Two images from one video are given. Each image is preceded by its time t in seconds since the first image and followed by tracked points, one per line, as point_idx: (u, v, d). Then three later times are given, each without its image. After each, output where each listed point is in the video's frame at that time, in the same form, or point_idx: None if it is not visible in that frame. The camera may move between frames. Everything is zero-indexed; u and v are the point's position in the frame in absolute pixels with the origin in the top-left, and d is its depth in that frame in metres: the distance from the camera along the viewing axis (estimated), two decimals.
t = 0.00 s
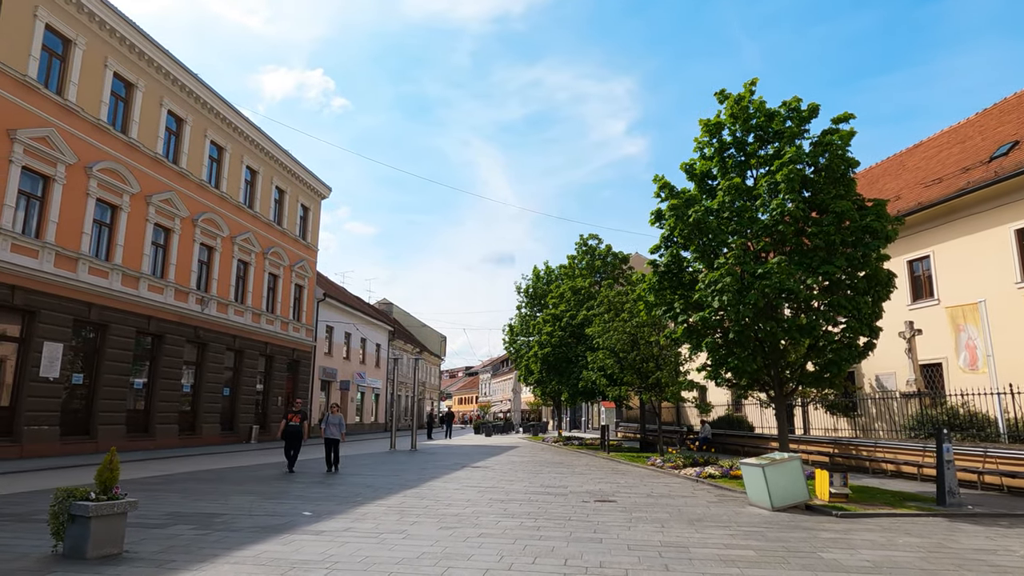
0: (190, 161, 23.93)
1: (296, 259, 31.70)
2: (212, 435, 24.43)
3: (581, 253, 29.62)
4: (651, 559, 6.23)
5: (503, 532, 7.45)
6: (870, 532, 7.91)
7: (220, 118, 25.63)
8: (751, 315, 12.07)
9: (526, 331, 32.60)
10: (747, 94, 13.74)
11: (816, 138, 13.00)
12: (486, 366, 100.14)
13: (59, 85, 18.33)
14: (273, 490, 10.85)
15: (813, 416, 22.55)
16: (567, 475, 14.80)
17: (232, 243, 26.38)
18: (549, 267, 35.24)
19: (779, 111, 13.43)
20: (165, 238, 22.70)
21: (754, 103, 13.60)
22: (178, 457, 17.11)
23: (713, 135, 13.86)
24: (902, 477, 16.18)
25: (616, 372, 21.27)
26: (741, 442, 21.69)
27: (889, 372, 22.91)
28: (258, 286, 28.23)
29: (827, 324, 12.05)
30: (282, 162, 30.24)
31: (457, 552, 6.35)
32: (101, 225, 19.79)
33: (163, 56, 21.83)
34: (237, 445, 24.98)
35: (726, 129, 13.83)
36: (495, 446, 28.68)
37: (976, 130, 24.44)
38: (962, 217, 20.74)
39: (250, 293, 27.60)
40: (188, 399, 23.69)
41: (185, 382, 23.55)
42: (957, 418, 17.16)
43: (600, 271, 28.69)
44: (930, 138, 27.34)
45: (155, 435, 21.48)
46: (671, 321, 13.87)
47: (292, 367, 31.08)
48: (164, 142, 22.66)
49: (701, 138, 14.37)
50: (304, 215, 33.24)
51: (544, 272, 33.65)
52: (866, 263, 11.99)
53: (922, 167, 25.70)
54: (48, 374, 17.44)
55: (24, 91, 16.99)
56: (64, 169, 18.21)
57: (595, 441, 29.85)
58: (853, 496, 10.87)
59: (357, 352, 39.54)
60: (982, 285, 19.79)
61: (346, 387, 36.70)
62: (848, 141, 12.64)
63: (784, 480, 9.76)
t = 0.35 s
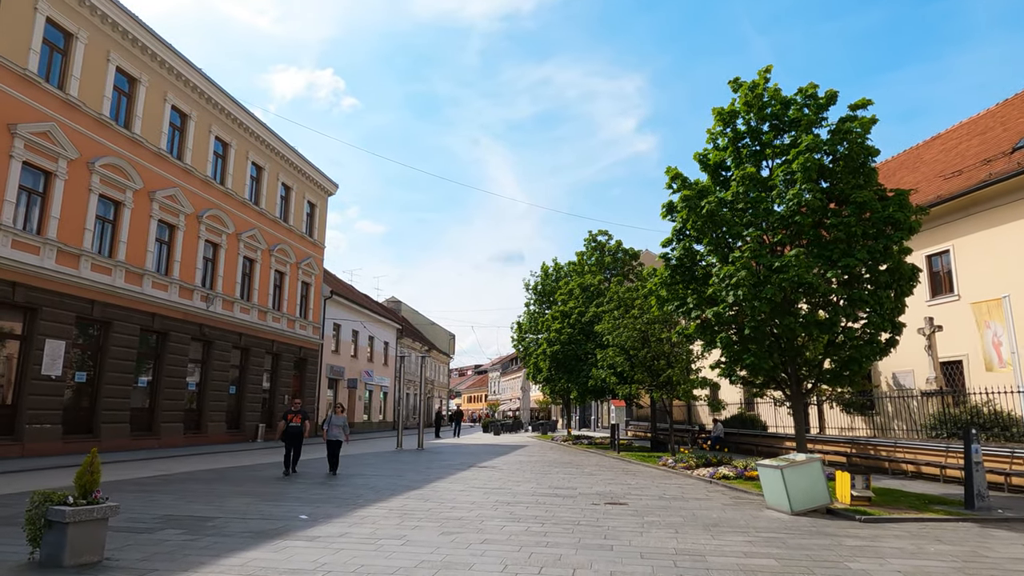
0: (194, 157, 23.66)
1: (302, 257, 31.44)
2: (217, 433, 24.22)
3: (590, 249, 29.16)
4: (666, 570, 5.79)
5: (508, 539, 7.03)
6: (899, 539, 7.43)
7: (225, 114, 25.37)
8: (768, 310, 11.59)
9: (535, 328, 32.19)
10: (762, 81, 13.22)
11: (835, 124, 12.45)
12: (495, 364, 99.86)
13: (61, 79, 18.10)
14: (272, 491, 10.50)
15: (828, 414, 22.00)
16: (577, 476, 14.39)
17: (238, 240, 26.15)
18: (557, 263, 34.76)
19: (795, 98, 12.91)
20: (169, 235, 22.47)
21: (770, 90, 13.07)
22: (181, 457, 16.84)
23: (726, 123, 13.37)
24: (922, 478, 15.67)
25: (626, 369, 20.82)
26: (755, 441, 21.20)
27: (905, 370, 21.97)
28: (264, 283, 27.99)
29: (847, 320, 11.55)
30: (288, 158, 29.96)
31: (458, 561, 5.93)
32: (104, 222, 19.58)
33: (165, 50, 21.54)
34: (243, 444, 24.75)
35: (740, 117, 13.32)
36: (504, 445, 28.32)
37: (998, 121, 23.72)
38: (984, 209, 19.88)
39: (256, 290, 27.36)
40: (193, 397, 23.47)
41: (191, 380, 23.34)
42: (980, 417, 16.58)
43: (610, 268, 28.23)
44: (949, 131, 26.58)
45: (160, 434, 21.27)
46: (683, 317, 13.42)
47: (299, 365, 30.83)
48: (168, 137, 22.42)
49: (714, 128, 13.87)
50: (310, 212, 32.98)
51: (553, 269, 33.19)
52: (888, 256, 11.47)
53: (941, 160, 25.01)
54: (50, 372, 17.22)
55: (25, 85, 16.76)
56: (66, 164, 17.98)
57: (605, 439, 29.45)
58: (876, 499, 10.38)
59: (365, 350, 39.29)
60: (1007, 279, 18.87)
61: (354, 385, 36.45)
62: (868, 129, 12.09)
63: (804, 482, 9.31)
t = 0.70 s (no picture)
0: (201, 153, 23.46)
1: (311, 254, 31.22)
2: (226, 432, 24.02)
3: (602, 245, 28.70)
4: None
5: (519, 543, 6.64)
6: (937, 544, 6.96)
7: (232, 110, 25.14)
8: (789, 302, 11.13)
9: (546, 326, 31.78)
10: (782, 65, 12.73)
11: (858, 109, 11.93)
12: (506, 363, 99.53)
13: (65, 74, 17.90)
14: (275, 491, 10.16)
15: (847, 413, 21.43)
16: (590, 475, 13.98)
17: (246, 237, 25.95)
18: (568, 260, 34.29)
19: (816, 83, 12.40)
20: (176, 232, 22.28)
21: (790, 75, 12.57)
22: (188, 456, 16.59)
23: (744, 110, 12.90)
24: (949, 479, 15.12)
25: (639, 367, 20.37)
26: (773, 440, 20.69)
27: (928, 367, 21.34)
28: (273, 281, 27.78)
29: (873, 313, 11.05)
30: (296, 155, 29.72)
31: (466, 568, 5.55)
32: (111, 218, 19.40)
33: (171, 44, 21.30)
34: (252, 443, 24.54)
35: (758, 104, 12.84)
36: (515, 444, 27.96)
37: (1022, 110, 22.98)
38: (1009, 201, 19.16)
39: (265, 288, 27.15)
40: (201, 396, 23.29)
41: (199, 378, 23.15)
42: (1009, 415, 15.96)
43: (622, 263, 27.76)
44: (970, 122, 25.86)
45: (167, 433, 21.09)
46: (700, 311, 12.97)
47: (308, 363, 30.61)
48: (175, 133, 22.22)
49: (731, 115, 13.39)
50: (319, 209, 32.74)
51: (564, 265, 32.75)
52: (916, 246, 10.96)
53: (962, 151, 24.32)
54: (56, 370, 17.03)
55: (29, 79, 16.56)
56: (71, 160, 17.79)
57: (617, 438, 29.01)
58: (906, 501, 9.89)
59: (374, 348, 39.05)
60: None
61: (364, 384, 36.24)
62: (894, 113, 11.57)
63: (830, 483, 8.84)
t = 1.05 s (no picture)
0: (208, 150, 23.22)
1: (320, 252, 30.98)
2: (233, 431, 23.80)
3: (613, 241, 28.24)
4: None
5: (529, 551, 6.23)
6: (978, 554, 6.49)
7: (239, 106, 24.90)
8: (811, 297, 10.65)
9: (556, 324, 31.36)
10: (801, 51, 12.23)
11: (883, 95, 11.42)
12: (516, 361, 99.19)
13: (69, 69, 17.68)
14: (276, 494, 9.82)
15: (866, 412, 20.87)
16: (603, 477, 13.57)
17: (253, 234, 25.72)
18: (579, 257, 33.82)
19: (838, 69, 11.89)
20: (182, 229, 22.07)
21: (811, 61, 12.07)
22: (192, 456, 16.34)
23: (762, 98, 12.42)
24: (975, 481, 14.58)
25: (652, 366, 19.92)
26: (790, 439, 20.20)
27: (951, 365, 20.70)
28: (280, 279, 27.55)
29: (899, 308, 10.56)
30: (303, 152, 29.45)
31: None
32: (115, 215, 19.19)
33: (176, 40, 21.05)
34: (260, 442, 24.31)
35: (777, 92, 12.37)
36: (526, 444, 27.58)
37: None
38: None
39: (272, 286, 26.92)
40: (208, 394, 23.08)
41: (206, 376, 22.93)
42: None
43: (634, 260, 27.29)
44: (993, 113, 25.11)
45: (174, 432, 20.87)
46: (716, 307, 12.51)
47: (317, 362, 30.39)
48: (181, 129, 21.99)
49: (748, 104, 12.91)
50: (327, 206, 32.48)
51: (575, 263, 32.30)
52: (945, 238, 10.44)
53: (984, 144, 23.61)
54: (61, 369, 16.82)
55: (31, 74, 16.34)
56: (75, 156, 17.58)
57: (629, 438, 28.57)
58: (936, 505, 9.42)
59: (383, 347, 38.78)
60: None
61: (373, 383, 35.99)
62: (920, 99, 11.06)
63: (858, 487, 8.37)
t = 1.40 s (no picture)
0: (209, 144, 22.90)
1: (323, 248, 30.67)
2: (236, 429, 23.53)
3: (620, 236, 27.78)
4: None
5: (534, 559, 5.83)
6: (1016, 564, 6.05)
7: (241, 100, 24.56)
8: (830, 290, 10.20)
9: (563, 321, 30.95)
10: (818, 35, 11.75)
11: (903, 80, 10.94)
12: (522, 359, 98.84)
13: (67, 61, 17.36)
14: (272, 495, 9.44)
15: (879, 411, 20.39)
16: (610, 477, 13.16)
17: (255, 230, 25.40)
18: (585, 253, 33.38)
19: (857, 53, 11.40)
20: (183, 224, 21.77)
21: (828, 45, 11.59)
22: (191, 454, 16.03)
23: (777, 85, 11.95)
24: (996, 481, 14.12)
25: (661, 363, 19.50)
26: (802, 438, 19.75)
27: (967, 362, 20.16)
28: (284, 275, 27.26)
29: (923, 302, 10.10)
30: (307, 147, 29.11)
31: None
32: (115, 210, 18.89)
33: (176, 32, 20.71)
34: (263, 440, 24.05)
35: (792, 78, 11.93)
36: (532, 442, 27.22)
37: None
38: None
39: (275, 282, 26.62)
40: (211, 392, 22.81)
41: (208, 373, 22.65)
42: None
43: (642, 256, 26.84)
44: (1010, 104, 24.49)
45: (175, 430, 20.60)
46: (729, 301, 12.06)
47: (321, 359, 30.10)
48: (181, 123, 21.67)
49: (763, 91, 12.44)
50: (331, 202, 32.15)
51: (582, 259, 31.87)
52: (972, 228, 9.96)
53: (1000, 135, 23.03)
54: (59, 366, 16.56)
55: (28, 66, 16.04)
56: (73, 149, 17.28)
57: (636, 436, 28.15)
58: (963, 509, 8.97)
59: (388, 344, 38.46)
60: None
61: (377, 380, 35.68)
62: (943, 84, 10.58)
63: (882, 491, 7.93)
